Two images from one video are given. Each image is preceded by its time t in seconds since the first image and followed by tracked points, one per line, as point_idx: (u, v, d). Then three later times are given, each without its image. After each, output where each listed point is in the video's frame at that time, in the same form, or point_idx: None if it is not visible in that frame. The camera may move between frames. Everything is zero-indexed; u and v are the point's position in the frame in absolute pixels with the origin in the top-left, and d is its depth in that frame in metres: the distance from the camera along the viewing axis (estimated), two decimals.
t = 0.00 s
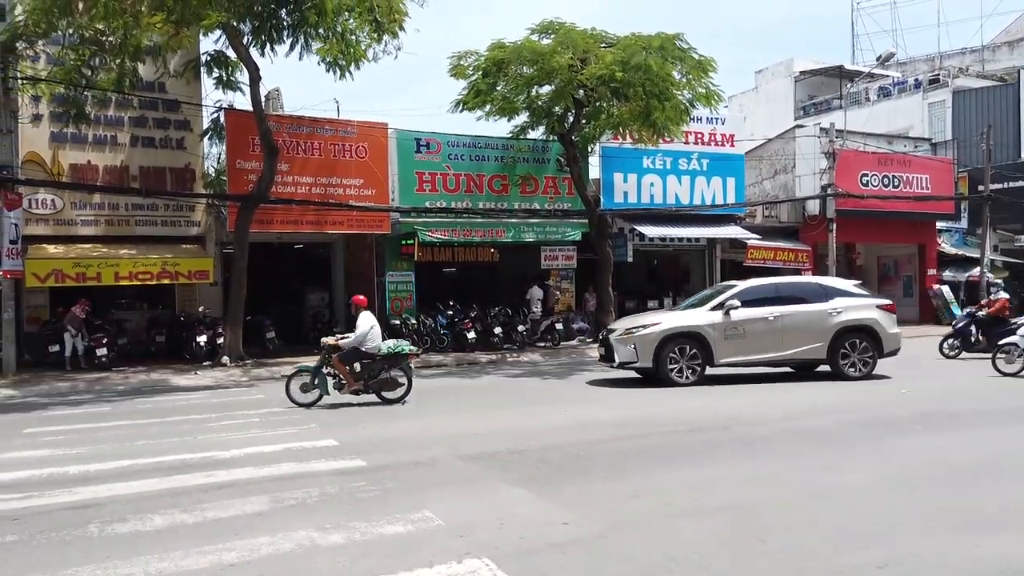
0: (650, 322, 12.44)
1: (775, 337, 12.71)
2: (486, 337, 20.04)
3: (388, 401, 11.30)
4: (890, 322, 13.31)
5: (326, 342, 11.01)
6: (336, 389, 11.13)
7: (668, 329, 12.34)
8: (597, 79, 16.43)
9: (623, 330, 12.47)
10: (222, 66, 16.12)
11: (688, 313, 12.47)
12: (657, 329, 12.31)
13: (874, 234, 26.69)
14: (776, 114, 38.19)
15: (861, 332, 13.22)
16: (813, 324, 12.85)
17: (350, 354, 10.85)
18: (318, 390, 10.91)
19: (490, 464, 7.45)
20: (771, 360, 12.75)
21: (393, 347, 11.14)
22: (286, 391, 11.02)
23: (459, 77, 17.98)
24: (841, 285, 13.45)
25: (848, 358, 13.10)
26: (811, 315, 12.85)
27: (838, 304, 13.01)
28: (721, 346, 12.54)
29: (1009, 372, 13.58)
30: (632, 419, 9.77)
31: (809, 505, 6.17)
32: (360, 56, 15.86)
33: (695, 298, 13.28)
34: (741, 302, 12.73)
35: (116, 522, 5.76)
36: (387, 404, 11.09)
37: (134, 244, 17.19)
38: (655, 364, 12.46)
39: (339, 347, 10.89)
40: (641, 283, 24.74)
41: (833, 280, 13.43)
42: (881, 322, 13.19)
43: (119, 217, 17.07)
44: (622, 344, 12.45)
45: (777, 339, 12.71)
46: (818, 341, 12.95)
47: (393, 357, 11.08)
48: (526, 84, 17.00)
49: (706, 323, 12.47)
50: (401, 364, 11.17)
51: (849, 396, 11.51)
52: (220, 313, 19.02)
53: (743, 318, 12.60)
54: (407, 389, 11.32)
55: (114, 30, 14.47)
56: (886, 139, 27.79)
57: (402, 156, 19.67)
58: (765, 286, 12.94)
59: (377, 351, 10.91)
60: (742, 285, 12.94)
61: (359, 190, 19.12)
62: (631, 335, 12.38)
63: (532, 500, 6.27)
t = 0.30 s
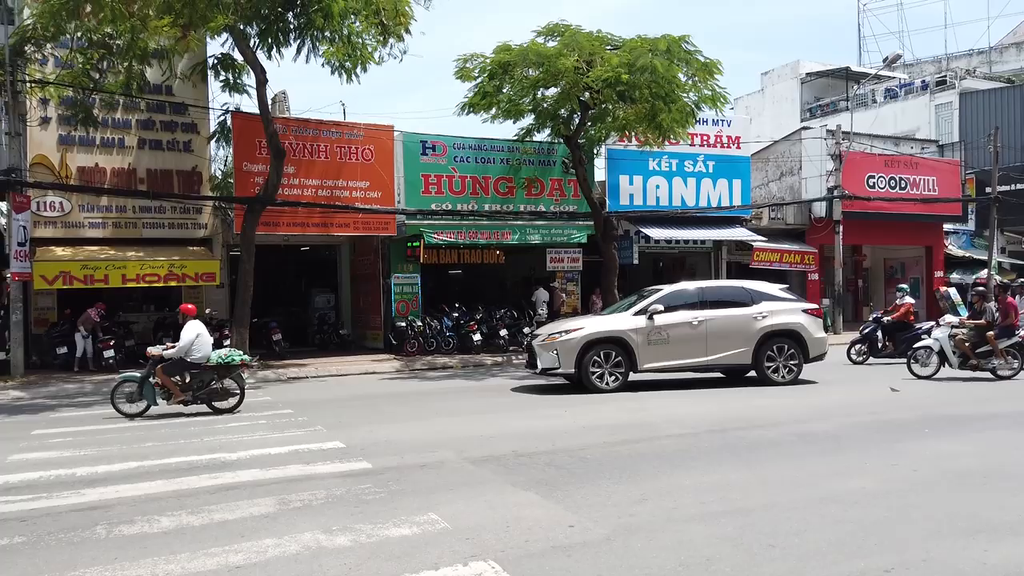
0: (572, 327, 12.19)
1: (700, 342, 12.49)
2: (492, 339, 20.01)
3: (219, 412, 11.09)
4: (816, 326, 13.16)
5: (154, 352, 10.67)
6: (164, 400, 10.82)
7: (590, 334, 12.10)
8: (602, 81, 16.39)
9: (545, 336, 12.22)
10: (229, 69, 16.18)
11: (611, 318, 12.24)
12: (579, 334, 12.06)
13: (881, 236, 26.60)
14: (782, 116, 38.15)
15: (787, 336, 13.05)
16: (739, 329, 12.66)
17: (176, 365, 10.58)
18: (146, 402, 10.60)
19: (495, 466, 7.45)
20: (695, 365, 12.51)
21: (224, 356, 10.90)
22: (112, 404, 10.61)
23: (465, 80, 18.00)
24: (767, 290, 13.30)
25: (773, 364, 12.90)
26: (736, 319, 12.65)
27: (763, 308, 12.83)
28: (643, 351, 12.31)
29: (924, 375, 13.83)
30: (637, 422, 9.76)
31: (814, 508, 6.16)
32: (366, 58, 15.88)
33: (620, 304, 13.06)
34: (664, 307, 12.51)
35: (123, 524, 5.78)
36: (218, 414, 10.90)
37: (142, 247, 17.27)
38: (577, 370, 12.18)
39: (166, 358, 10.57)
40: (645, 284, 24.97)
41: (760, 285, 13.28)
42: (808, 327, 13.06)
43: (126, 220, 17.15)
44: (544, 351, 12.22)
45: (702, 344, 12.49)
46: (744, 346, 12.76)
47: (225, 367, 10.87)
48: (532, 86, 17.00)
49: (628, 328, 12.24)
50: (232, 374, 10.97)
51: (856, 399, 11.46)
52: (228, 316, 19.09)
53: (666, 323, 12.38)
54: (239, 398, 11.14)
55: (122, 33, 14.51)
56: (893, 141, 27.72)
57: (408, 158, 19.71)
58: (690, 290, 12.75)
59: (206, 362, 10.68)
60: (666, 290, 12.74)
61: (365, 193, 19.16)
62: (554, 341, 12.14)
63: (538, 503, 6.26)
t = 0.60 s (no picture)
0: (491, 333, 11.71)
1: (622, 349, 12.15)
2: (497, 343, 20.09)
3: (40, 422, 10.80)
4: (739, 333, 12.96)
5: None
6: None
7: (509, 340, 11.62)
8: (608, 85, 16.40)
9: (464, 342, 11.71)
10: (237, 73, 16.26)
11: (531, 323, 11.78)
12: (499, 341, 11.58)
13: (888, 239, 26.52)
14: (788, 119, 38.10)
15: (710, 343, 12.83)
16: (663, 335, 12.39)
17: None
18: None
19: (501, 470, 7.45)
20: (618, 373, 12.16)
21: (42, 365, 10.57)
22: None
23: (471, 83, 18.03)
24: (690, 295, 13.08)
25: (695, 370, 12.65)
26: (659, 326, 12.38)
27: (687, 315, 12.58)
28: (564, 358, 11.91)
29: (844, 379, 13.80)
30: (643, 426, 9.75)
31: (822, 512, 6.14)
32: (372, 62, 15.89)
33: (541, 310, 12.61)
34: (585, 313, 12.12)
35: (131, 526, 5.81)
36: (36, 425, 10.56)
37: (149, 250, 17.35)
38: (495, 378, 11.71)
39: None
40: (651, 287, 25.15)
41: (683, 291, 13.01)
42: (730, 334, 12.84)
43: (134, 224, 17.24)
44: (463, 357, 11.69)
45: (625, 351, 12.15)
46: (667, 353, 12.48)
47: (41, 376, 10.54)
48: (538, 89, 17.04)
49: (550, 334, 11.82)
50: (49, 383, 10.62)
51: (863, 403, 11.41)
52: (235, 319, 19.15)
53: (588, 329, 12.00)
54: (59, 409, 10.82)
55: (129, 37, 14.59)
56: (900, 144, 27.65)
57: (414, 162, 19.76)
58: (614, 296, 12.40)
59: (17, 370, 10.42)
60: (588, 295, 12.34)
61: (371, 196, 19.21)
62: (472, 347, 11.63)
63: (544, 507, 6.27)
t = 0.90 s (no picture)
0: (402, 339, 11.16)
1: (539, 356, 11.55)
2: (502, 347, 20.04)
3: None
4: (662, 339, 12.36)
5: None
6: None
7: (420, 346, 11.06)
8: (614, 88, 16.43)
9: (374, 349, 11.13)
10: (244, 78, 16.33)
11: (442, 329, 11.22)
12: (408, 347, 11.05)
13: (895, 242, 26.43)
14: (795, 121, 38.04)
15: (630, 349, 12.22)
16: (581, 341, 11.77)
17: None
18: None
19: (508, 473, 7.45)
20: (535, 380, 11.56)
21: None
22: None
23: (477, 87, 18.07)
24: (612, 300, 12.49)
25: (614, 377, 12.00)
26: (578, 331, 11.76)
27: (607, 320, 11.95)
28: (478, 365, 11.33)
29: (765, 385, 13.58)
30: (649, 429, 9.73)
31: (829, 516, 6.11)
32: (379, 66, 15.85)
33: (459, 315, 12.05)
34: (501, 318, 11.56)
35: (139, 529, 5.83)
36: None
37: (157, 254, 17.42)
38: (405, 386, 11.16)
39: None
40: (658, 293, 25.07)
41: (606, 295, 12.42)
42: (653, 340, 12.24)
43: (142, 227, 17.33)
44: (372, 364, 11.12)
45: (543, 358, 11.57)
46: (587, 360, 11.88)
47: None
48: (544, 93, 17.07)
49: (462, 340, 11.24)
50: None
51: (871, 406, 11.36)
52: (242, 322, 19.23)
53: (504, 334, 11.43)
54: None
55: (139, 42, 14.72)
56: (907, 146, 27.57)
57: (421, 165, 19.81)
58: (531, 300, 11.81)
59: None
60: (505, 299, 11.78)
61: (378, 200, 19.24)
62: (382, 354, 11.07)
63: (551, 510, 6.26)
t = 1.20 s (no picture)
0: (301, 346, 10.78)
1: (446, 362, 11.19)
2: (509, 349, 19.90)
3: None
4: (577, 345, 12.06)
5: None
6: None
7: (320, 354, 10.69)
8: (619, 90, 16.45)
9: (272, 356, 10.77)
10: (251, 81, 16.38)
11: (344, 336, 10.85)
12: (307, 354, 10.68)
13: (902, 244, 26.36)
14: (801, 123, 38.01)
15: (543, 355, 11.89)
16: (491, 347, 11.41)
17: None
18: None
19: (513, 475, 7.45)
20: (441, 388, 11.20)
21: None
22: None
23: (482, 90, 18.09)
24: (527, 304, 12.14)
25: (526, 384, 11.71)
26: (487, 337, 11.41)
27: (518, 325, 11.61)
28: (381, 373, 10.95)
29: (685, 390, 13.59)
30: (655, 432, 9.72)
31: (836, 519, 6.10)
32: (384, 69, 15.86)
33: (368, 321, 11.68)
34: (407, 324, 11.18)
35: (145, 532, 5.85)
36: None
37: (164, 257, 17.48)
38: (305, 395, 10.78)
39: None
40: (663, 294, 25.03)
41: (519, 300, 12.07)
42: (566, 346, 11.89)
43: (149, 230, 17.40)
44: (270, 373, 10.74)
45: (449, 364, 11.20)
46: (496, 366, 11.50)
47: None
48: (549, 95, 17.07)
49: (365, 347, 10.87)
50: None
51: (876, 409, 11.35)
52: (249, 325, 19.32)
53: (409, 341, 11.06)
54: None
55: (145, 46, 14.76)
56: (913, 148, 27.49)
57: (426, 168, 19.85)
58: (439, 306, 11.45)
59: None
60: (412, 304, 11.42)
61: (383, 203, 19.28)
62: (280, 361, 10.69)
63: (556, 513, 6.26)
